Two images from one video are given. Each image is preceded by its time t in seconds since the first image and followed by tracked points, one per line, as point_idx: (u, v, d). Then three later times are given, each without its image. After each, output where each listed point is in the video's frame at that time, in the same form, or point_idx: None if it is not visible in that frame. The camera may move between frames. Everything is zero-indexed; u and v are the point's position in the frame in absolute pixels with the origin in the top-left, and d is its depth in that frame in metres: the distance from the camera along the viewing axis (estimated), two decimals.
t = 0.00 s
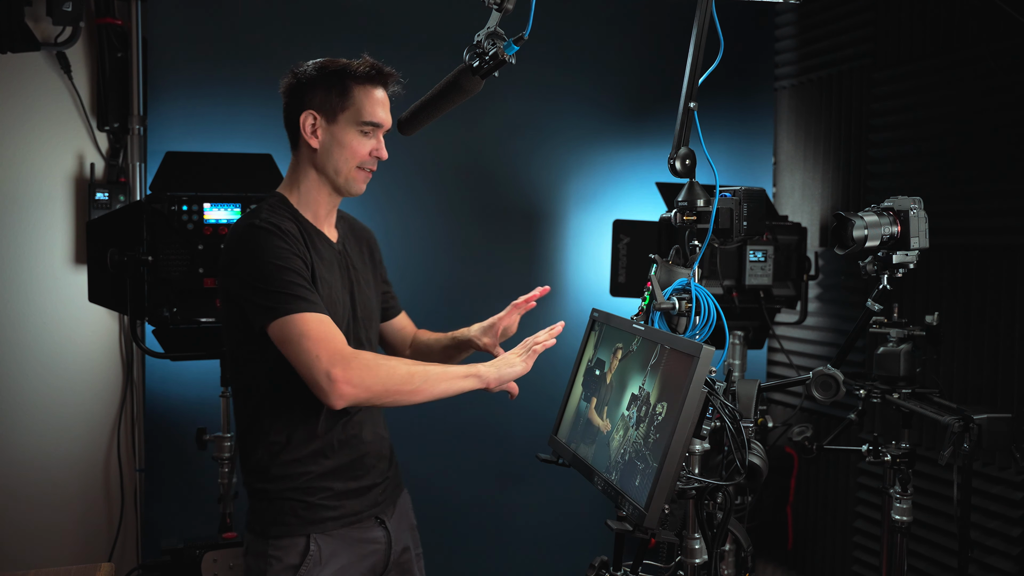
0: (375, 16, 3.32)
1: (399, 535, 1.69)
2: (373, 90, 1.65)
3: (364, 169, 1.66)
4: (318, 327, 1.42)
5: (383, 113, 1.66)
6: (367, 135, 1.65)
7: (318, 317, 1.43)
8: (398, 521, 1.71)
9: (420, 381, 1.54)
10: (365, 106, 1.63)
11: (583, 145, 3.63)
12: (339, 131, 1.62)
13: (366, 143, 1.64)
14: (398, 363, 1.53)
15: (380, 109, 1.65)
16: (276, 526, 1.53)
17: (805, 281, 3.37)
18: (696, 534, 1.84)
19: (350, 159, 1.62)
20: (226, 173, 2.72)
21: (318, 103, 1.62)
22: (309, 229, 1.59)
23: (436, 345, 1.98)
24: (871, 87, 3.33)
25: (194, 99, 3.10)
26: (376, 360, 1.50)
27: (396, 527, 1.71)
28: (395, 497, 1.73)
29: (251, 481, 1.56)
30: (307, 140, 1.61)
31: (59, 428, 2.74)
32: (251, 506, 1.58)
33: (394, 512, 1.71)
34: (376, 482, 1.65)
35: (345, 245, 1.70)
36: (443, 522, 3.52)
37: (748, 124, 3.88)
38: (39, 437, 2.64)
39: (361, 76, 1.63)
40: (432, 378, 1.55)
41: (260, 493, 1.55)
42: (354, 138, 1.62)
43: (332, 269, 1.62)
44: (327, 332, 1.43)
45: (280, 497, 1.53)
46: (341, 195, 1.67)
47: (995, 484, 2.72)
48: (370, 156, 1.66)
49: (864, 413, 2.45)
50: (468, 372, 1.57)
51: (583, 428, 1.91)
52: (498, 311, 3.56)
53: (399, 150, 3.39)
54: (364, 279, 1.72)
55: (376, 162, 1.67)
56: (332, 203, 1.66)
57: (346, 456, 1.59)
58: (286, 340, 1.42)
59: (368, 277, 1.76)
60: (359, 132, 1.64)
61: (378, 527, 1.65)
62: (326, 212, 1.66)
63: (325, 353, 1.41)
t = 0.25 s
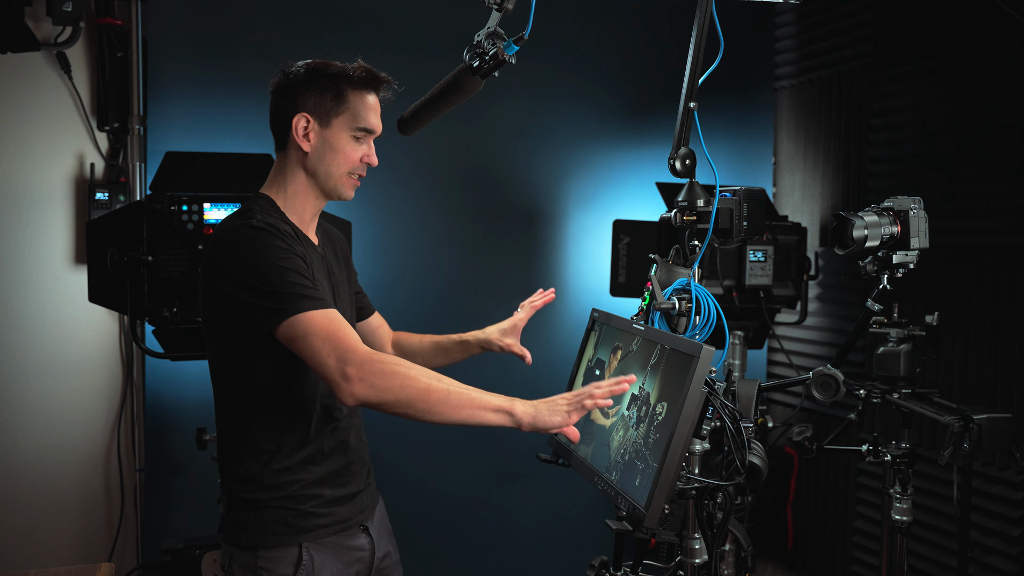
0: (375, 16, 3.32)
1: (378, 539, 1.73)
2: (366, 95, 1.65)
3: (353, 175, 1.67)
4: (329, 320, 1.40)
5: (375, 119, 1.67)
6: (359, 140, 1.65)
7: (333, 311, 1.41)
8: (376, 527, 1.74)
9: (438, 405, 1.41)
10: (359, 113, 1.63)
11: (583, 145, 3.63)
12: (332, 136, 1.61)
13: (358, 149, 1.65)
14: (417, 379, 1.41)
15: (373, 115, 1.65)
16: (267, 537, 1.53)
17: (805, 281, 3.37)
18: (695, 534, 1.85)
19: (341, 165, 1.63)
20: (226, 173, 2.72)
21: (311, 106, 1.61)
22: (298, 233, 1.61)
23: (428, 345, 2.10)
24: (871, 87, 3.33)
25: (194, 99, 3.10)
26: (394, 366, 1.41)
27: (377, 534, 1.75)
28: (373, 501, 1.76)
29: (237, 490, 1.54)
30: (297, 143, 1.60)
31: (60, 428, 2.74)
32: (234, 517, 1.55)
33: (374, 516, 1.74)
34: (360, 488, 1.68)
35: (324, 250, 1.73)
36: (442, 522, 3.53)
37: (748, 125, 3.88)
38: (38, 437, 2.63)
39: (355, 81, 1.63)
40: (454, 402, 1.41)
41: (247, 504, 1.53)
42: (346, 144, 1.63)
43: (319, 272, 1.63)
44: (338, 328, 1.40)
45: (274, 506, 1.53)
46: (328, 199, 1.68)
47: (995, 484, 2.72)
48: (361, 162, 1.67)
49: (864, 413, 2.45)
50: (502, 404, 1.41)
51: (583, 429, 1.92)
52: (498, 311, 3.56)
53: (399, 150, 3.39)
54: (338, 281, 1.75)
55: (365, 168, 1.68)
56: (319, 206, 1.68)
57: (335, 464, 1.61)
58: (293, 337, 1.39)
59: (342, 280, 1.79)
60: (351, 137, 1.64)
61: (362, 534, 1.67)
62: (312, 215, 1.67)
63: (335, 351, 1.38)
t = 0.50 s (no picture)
0: (375, 16, 3.32)
1: (379, 540, 1.74)
2: (363, 92, 1.66)
3: (353, 171, 1.67)
4: (323, 320, 1.39)
5: (372, 115, 1.67)
6: (357, 137, 1.66)
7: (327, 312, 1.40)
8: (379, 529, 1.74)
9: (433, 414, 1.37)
10: (357, 109, 1.64)
11: (582, 145, 3.63)
12: (331, 133, 1.61)
13: (356, 145, 1.66)
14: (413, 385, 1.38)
15: (369, 111, 1.66)
16: (267, 538, 1.53)
17: (805, 281, 3.37)
18: (695, 534, 1.85)
19: (340, 162, 1.63)
20: (226, 173, 2.72)
21: (309, 103, 1.61)
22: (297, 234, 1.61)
23: (436, 329, 2.07)
24: (871, 87, 3.33)
25: (194, 99, 3.10)
26: (388, 369, 1.38)
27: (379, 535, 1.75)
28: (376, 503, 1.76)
29: (240, 490, 1.54)
30: (296, 141, 1.60)
31: (47, 427, 2.75)
32: (235, 518, 1.55)
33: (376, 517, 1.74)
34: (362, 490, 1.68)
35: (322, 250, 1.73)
36: (442, 522, 3.53)
37: (748, 125, 3.88)
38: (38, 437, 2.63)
39: (352, 77, 1.63)
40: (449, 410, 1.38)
41: (249, 505, 1.54)
42: (345, 140, 1.63)
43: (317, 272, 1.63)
44: (332, 329, 1.39)
45: (275, 507, 1.53)
46: (328, 197, 1.68)
47: (995, 484, 2.72)
48: (359, 158, 1.67)
49: (864, 413, 2.45)
50: (498, 410, 1.37)
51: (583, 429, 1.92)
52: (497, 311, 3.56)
53: (398, 150, 3.39)
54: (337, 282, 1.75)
55: (364, 165, 1.69)
56: (318, 206, 1.67)
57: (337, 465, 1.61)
58: (286, 339, 1.38)
59: (341, 281, 1.79)
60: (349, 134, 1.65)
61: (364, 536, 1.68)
62: (311, 215, 1.67)
63: (328, 354, 1.37)
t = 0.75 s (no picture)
0: (374, 16, 3.32)
1: (391, 538, 1.73)
2: (361, 86, 1.65)
3: (355, 166, 1.67)
4: (338, 338, 1.39)
5: (370, 109, 1.67)
6: (357, 131, 1.66)
7: (344, 328, 1.40)
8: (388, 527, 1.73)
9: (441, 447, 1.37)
10: (355, 103, 1.63)
11: (582, 144, 3.63)
12: (330, 128, 1.61)
13: (356, 140, 1.66)
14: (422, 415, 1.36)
15: (366, 104, 1.65)
16: (279, 535, 1.53)
17: (805, 281, 3.37)
18: (695, 534, 1.85)
19: (341, 157, 1.63)
20: (226, 173, 2.72)
21: (306, 100, 1.61)
22: (307, 236, 1.60)
23: (496, 276, 2.09)
24: (871, 87, 3.33)
25: (194, 99, 3.10)
26: (398, 399, 1.36)
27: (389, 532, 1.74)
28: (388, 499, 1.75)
29: (251, 488, 1.55)
30: (296, 139, 1.60)
31: (48, 429, 2.75)
32: (247, 515, 1.56)
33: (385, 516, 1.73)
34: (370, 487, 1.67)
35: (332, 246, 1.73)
36: (442, 522, 3.53)
37: (748, 125, 3.88)
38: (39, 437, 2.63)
39: (348, 72, 1.63)
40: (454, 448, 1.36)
41: (261, 503, 1.54)
42: (345, 135, 1.63)
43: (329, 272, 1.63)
44: (346, 348, 1.38)
45: (280, 507, 1.53)
46: (333, 194, 1.67)
47: (995, 484, 2.72)
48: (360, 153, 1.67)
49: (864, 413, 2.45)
50: (499, 459, 1.33)
51: (582, 429, 1.91)
52: (497, 311, 3.56)
53: (398, 150, 3.39)
54: (348, 277, 1.74)
55: (365, 159, 1.68)
56: (323, 203, 1.67)
57: (346, 462, 1.59)
58: (303, 353, 1.39)
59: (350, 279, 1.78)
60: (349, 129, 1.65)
61: (375, 534, 1.66)
62: (318, 213, 1.67)
63: (342, 374, 1.37)
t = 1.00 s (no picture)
0: (374, 16, 3.31)
1: (416, 533, 1.69)
2: (391, 74, 1.62)
3: (391, 153, 1.61)
4: (321, 342, 1.38)
5: (403, 96, 1.62)
6: (386, 118, 1.61)
7: (316, 329, 1.38)
8: (414, 520, 1.69)
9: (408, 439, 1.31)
10: (382, 92, 1.60)
11: (582, 144, 3.63)
12: (355, 119, 1.60)
13: (385, 127, 1.61)
14: (382, 414, 1.31)
15: (394, 91, 1.60)
16: (292, 517, 1.56)
17: (805, 281, 3.36)
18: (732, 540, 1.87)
19: (371, 147, 1.59)
20: (226, 174, 2.71)
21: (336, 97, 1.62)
22: (350, 235, 1.57)
23: (598, 211, 1.96)
24: (871, 86, 3.33)
25: (194, 99, 3.09)
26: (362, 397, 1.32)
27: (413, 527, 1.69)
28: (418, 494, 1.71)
29: (276, 474, 1.58)
30: (326, 136, 1.63)
31: (60, 431, 2.73)
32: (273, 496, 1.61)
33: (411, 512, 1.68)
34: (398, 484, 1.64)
35: (386, 241, 1.68)
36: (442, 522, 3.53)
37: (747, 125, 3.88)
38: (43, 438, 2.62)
39: (375, 63, 1.61)
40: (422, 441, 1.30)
41: (280, 484, 1.58)
42: (373, 125, 1.59)
43: (370, 273, 1.59)
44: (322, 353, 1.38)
45: (289, 494, 1.56)
46: (377, 186, 1.63)
47: (995, 484, 2.72)
48: (392, 139, 1.61)
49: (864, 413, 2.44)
50: (464, 437, 1.28)
51: (620, 434, 1.92)
52: (497, 311, 3.56)
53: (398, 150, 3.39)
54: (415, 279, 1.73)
55: (403, 147, 1.63)
56: (369, 197, 1.63)
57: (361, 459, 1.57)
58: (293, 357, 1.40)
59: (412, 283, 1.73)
60: (378, 117, 1.61)
61: (392, 526, 1.64)
62: (367, 207, 1.64)
63: (318, 377, 1.36)
